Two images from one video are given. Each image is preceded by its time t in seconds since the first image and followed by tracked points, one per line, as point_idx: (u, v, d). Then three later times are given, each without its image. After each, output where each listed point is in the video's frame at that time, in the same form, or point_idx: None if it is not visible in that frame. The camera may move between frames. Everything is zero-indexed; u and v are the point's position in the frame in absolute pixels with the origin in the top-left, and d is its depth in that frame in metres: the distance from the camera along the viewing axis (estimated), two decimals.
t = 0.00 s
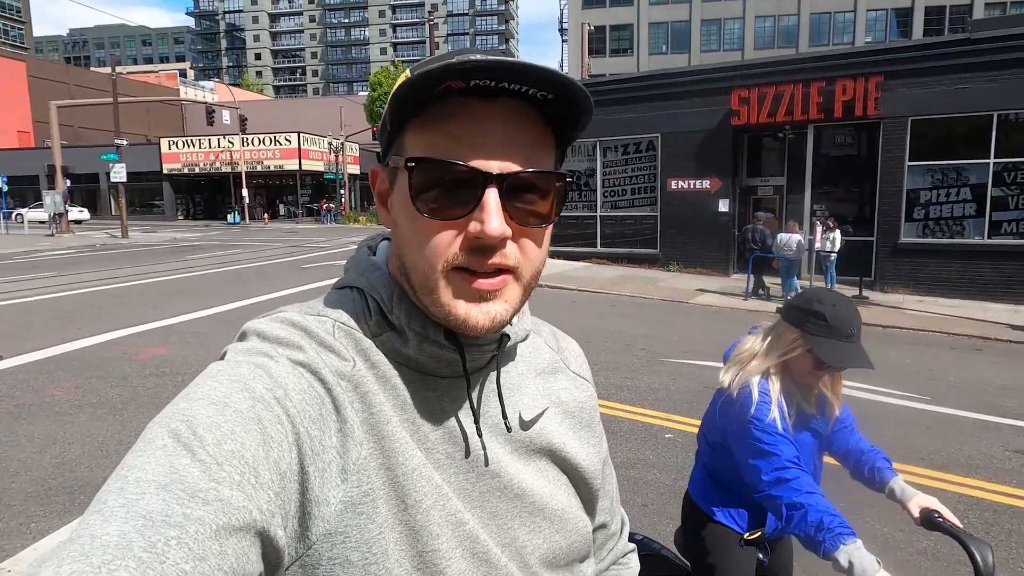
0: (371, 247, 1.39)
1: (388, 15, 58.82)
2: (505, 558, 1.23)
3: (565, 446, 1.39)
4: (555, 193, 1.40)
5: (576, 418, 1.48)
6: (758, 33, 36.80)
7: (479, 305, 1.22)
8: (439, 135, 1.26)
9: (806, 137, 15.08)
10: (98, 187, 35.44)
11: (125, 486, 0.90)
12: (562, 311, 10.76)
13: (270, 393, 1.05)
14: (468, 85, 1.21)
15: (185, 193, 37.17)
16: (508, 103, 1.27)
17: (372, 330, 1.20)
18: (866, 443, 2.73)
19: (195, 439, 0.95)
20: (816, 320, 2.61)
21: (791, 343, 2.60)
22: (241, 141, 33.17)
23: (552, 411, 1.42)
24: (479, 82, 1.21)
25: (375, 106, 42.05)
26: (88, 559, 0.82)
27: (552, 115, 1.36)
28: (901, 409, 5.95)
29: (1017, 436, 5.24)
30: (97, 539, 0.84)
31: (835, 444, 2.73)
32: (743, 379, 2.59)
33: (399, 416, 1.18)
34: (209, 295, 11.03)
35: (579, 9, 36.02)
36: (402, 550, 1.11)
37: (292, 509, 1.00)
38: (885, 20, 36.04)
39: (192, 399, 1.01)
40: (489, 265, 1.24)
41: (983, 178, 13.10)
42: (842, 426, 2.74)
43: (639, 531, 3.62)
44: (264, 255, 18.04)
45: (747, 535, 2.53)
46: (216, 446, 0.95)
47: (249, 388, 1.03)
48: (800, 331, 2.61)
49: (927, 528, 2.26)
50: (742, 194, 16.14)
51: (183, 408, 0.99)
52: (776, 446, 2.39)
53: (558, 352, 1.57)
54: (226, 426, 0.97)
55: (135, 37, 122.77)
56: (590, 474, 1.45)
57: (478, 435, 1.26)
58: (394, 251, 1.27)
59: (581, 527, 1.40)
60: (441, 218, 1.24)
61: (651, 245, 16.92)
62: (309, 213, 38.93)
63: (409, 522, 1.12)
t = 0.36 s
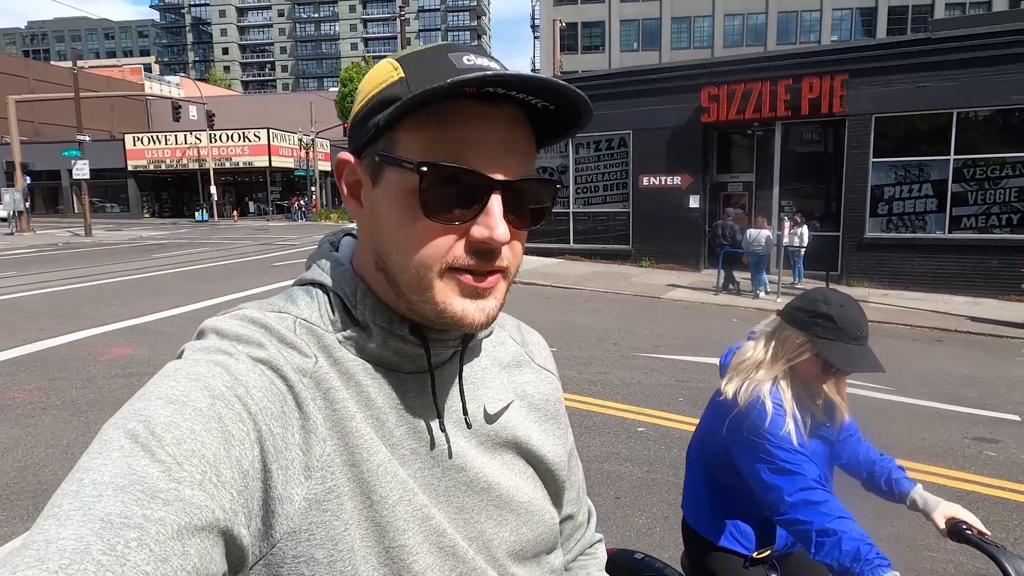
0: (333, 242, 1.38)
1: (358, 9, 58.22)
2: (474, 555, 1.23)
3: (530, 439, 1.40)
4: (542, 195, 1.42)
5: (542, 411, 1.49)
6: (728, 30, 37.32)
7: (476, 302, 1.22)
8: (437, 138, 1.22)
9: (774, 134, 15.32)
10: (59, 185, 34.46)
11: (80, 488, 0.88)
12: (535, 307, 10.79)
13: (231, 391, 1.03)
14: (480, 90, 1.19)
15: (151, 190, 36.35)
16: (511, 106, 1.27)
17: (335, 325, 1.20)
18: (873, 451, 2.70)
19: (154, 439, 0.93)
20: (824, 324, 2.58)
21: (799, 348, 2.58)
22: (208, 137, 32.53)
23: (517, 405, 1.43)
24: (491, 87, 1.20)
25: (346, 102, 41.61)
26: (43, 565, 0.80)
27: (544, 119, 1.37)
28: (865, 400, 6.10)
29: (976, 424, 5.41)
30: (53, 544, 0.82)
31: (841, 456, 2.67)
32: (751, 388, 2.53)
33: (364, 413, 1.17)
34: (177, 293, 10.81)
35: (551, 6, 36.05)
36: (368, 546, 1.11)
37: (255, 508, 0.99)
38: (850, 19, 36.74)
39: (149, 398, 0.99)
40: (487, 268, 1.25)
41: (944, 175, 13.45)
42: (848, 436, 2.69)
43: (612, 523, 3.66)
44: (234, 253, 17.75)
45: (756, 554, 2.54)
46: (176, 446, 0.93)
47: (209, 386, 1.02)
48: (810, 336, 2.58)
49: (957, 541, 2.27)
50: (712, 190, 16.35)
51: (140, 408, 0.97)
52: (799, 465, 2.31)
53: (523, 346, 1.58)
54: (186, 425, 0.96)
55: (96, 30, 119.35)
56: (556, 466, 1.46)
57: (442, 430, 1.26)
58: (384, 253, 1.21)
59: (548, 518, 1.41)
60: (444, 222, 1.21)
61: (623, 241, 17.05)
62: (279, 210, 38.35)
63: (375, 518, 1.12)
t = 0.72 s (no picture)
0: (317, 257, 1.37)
1: (352, 22, 58.55)
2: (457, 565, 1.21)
3: (509, 444, 1.38)
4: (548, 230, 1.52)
5: (520, 416, 1.48)
6: (718, 46, 37.79)
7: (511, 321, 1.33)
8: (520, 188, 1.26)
9: (764, 148, 15.46)
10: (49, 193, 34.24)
11: (51, 502, 0.86)
12: (527, 318, 10.78)
13: (205, 400, 1.01)
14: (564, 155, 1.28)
15: (141, 199, 36.15)
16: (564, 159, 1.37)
17: (311, 333, 1.18)
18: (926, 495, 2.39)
19: (127, 450, 0.91)
20: (868, 373, 2.24)
21: (849, 409, 2.23)
22: (200, 147, 32.45)
23: (495, 411, 1.42)
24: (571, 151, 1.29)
25: (339, 113, 41.70)
26: None
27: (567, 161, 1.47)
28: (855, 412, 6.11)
29: (965, 437, 5.43)
30: (22, 557, 0.80)
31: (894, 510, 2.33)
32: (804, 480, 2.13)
33: (342, 420, 1.16)
34: (166, 303, 10.73)
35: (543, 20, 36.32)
36: (347, 555, 1.09)
37: (232, 518, 0.98)
38: (839, 36, 37.22)
39: (123, 409, 0.97)
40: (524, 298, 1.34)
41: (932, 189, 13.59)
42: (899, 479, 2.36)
43: (604, 535, 3.64)
44: (224, 263, 17.65)
45: None
46: (150, 457, 0.91)
47: (183, 396, 1.00)
48: (853, 389, 2.25)
49: None
50: (703, 204, 16.41)
51: (113, 419, 0.96)
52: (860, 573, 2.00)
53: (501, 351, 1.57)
54: (160, 436, 0.94)
55: (88, 40, 119.01)
56: (536, 471, 1.44)
57: (422, 436, 1.24)
58: (457, 291, 1.22)
59: (529, 525, 1.39)
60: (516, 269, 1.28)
61: (615, 253, 17.10)
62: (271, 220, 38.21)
63: (354, 527, 1.10)
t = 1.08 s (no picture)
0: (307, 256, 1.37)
1: (360, 24, 58.76)
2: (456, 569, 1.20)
3: (507, 446, 1.37)
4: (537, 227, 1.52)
5: (518, 416, 1.47)
6: (726, 47, 37.68)
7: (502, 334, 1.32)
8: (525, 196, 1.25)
9: (773, 150, 15.39)
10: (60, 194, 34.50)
11: (44, 509, 0.85)
12: (535, 320, 10.76)
13: (199, 405, 1.00)
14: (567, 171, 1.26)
15: (151, 200, 36.36)
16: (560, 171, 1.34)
17: (306, 338, 1.17)
18: (936, 506, 2.38)
19: (121, 457, 0.90)
20: (882, 377, 2.25)
21: (872, 423, 2.26)
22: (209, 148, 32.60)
23: (493, 412, 1.40)
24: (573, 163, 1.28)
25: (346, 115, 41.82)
26: None
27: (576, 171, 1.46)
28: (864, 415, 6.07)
29: (976, 441, 5.37)
30: (15, 565, 0.79)
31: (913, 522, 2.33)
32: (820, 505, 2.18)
33: (338, 424, 1.15)
34: (175, 304, 10.77)
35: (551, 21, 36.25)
36: (345, 559, 1.09)
37: (228, 524, 0.97)
38: (848, 37, 36.94)
39: (115, 415, 0.97)
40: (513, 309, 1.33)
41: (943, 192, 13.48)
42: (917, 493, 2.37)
43: (611, 538, 3.62)
44: (233, 264, 17.72)
45: None
46: (144, 464, 0.91)
47: (177, 402, 0.99)
48: (867, 398, 2.27)
49: None
50: (711, 206, 16.42)
51: (105, 426, 0.95)
52: None
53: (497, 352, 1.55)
54: (153, 442, 0.93)
55: (99, 42, 119.91)
56: (534, 472, 1.43)
57: (419, 439, 1.23)
58: (458, 294, 1.21)
59: (528, 526, 1.38)
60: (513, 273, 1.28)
61: (622, 255, 17.06)
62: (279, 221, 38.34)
63: (351, 531, 1.09)
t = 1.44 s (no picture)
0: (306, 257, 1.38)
1: (355, 33, 58.95)
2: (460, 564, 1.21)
3: (509, 443, 1.37)
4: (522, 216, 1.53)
5: (520, 414, 1.47)
6: (720, 52, 37.87)
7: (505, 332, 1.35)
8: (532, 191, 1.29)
9: (768, 153, 15.45)
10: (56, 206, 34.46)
11: (44, 512, 0.86)
12: (533, 326, 10.77)
13: (198, 407, 1.01)
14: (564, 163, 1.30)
15: (148, 211, 36.34)
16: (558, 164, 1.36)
17: (307, 338, 1.18)
18: (954, 496, 2.46)
19: (119, 459, 0.91)
20: (872, 348, 2.36)
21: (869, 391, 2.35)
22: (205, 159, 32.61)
23: (494, 410, 1.41)
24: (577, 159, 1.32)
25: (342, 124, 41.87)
26: None
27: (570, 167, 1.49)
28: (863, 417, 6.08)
29: (975, 441, 5.38)
30: (15, 567, 0.80)
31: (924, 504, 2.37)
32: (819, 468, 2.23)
33: (338, 423, 1.15)
34: (172, 314, 10.75)
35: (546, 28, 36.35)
36: (347, 559, 1.09)
37: (228, 524, 0.98)
38: (841, 41, 37.04)
39: (114, 417, 0.98)
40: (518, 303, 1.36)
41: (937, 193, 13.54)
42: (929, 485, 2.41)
43: (613, 543, 3.61)
44: (230, 274, 17.72)
45: None
46: (143, 465, 0.92)
47: (176, 403, 1.00)
48: (863, 368, 2.36)
49: None
50: (707, 209, 16.52)
51: (104, 429, 0.96)
52: (879, 561, 2.08)
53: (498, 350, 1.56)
54: (152, 444, 0.94)
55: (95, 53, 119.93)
56: (537, 469, 1.43)
57: (421, 435, 1.24)
58: (475, 288, 1.25)
59: (531, 523, 1.38)
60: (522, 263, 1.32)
61: (619, 260, 17.09)
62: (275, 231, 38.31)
63: (353, 529, 1.10)
